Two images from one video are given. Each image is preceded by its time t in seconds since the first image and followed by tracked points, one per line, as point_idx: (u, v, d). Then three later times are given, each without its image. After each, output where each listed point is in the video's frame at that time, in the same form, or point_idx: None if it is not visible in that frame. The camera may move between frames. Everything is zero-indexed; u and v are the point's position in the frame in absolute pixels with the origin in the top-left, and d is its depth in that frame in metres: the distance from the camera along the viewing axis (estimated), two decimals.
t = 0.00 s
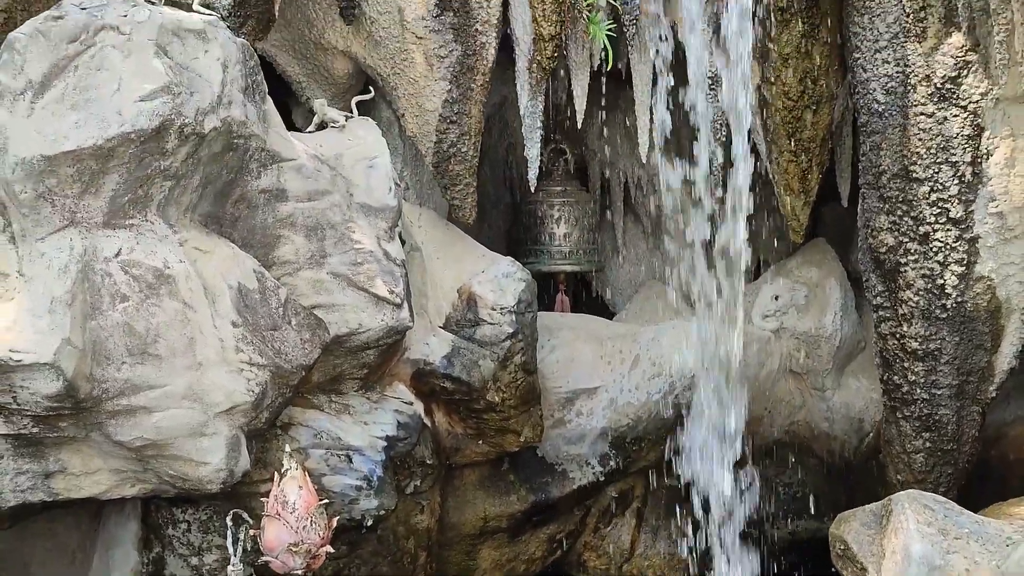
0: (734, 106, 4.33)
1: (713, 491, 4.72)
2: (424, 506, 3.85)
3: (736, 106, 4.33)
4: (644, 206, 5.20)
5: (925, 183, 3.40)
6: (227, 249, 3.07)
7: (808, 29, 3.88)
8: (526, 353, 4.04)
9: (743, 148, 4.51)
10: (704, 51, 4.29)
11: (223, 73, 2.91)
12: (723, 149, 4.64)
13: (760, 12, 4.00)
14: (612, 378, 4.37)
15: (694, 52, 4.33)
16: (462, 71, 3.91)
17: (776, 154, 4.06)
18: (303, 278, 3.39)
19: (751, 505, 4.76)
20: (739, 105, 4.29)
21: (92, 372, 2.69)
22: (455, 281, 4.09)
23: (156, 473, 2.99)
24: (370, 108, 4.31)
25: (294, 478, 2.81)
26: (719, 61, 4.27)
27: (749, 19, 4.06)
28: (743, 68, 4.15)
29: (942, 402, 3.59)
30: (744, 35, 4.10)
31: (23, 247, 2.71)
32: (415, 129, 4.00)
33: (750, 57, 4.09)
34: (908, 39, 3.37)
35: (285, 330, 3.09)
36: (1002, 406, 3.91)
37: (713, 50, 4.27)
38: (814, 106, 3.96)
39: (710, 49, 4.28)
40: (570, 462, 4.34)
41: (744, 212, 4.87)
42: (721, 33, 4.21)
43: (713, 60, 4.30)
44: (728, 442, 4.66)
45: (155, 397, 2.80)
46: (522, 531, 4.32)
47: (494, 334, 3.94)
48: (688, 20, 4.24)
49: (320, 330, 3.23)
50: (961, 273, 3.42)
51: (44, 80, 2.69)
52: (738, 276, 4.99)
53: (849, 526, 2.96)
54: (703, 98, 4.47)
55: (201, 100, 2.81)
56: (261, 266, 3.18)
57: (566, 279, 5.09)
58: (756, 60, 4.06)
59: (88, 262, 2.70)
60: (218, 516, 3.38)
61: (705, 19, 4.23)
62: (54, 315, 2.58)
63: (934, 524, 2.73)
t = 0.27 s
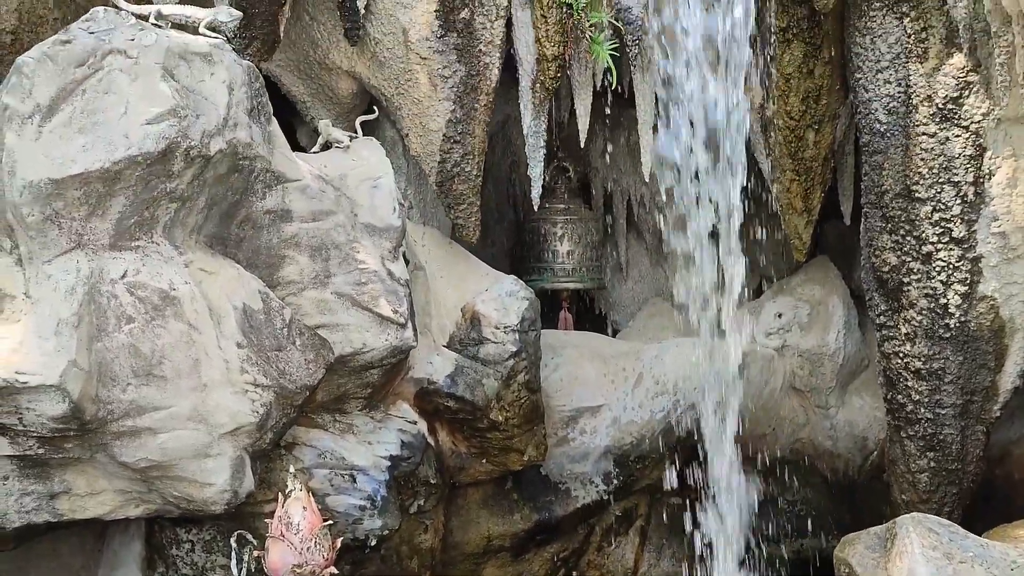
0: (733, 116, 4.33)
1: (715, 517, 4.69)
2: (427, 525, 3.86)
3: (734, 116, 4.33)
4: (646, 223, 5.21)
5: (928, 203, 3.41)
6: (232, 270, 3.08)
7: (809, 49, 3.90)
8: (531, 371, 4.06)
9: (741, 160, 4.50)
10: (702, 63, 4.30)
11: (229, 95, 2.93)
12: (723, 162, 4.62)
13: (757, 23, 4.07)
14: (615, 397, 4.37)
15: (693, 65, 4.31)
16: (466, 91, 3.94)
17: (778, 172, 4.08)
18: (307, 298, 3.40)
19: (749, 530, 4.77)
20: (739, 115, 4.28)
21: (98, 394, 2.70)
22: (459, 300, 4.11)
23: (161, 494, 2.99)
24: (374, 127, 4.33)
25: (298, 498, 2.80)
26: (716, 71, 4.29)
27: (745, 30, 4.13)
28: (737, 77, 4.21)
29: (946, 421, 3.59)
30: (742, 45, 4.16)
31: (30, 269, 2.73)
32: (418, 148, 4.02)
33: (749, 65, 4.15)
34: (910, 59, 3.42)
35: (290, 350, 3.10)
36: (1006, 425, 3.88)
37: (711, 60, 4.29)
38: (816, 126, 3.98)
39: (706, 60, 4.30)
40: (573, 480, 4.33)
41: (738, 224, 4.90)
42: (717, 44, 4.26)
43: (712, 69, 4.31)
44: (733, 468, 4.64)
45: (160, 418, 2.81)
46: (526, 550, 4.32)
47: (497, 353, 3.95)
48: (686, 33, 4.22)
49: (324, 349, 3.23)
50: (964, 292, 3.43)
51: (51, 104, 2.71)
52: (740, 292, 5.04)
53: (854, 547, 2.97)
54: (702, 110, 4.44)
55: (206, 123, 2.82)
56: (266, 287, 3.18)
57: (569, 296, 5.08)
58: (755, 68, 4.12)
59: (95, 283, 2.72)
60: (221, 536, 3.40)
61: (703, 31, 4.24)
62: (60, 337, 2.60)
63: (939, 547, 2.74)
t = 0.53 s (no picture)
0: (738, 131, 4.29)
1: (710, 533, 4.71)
2: (427, 542, 3.87)
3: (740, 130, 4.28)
4: (646, 238, 5.21)
5: (927, 219, 3.42)
6: (232, 288, 3.08)
7: (807, 66, 3.90)
8: (531, 388, 4.06)
9: (742, 177, 4.50)
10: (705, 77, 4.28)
11: (230, 114, 2.94)
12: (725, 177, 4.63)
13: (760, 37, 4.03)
14: (615, 413, 4.37)
15: (695, 81, 4.31)
16: (466, 108, 3.95)
17: (778, 188, 4.09)
18: (308, 316, 3.40)
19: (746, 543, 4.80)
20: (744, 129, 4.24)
21: (97, 413, 2.70)
22: (459, 316, 4.11)
23: (161, 513, 2.97)
24: (374, 144, 4.35)
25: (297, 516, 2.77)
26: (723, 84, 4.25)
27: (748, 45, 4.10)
28: (742, 89, 4.17)
29: (947, 437, 3.58)
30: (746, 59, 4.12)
31: (30, 289, 2.75)
32: (418, 165, 4.04)
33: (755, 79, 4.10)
34: (908, 75, 3.44)
35: (290, 368, 3.09)
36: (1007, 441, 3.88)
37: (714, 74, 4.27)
38: (815, 142, 3.98)
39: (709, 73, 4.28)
40: (574, 496, 4.31)
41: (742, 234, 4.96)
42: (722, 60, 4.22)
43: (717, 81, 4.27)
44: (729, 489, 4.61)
45: (160, 437, 2.80)
46: (527, 567, 4.31)
47: (497, 369, 3.95)
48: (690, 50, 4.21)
49: (324, 367, 3.22)
50: (964, 308, 3.43)
51: (52, 125, 2.72)
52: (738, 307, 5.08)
53: (856, 566, 2.97)
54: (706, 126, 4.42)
55: (207, 141, 2.84)
56: (266, 305, 3.18)
57: (569, 311, 5.09)
58: (755, 84, 4.09)
59: (95, 303, 2.72)
60: (221, 554, 3.40)
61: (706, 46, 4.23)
62: (60, 356, 2.61)
63: (940, 567, 2.73)
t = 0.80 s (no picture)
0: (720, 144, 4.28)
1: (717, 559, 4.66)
2: (428, 557, 3.85)
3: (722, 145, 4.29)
4: (646, 250, 5.21)
5: (926, 233, 3.44)
6: (231, 304, 3.07)
7: (805, 80, 3.89)
8: (531, 402, 4.06)
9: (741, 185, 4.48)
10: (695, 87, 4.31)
11: (230, 130, 2.95)
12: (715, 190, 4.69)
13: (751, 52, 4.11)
14: (616, 427, 4.36)
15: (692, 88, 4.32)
16: (465, 123, 3.96)
17: (777, 202, 4.09)
18: (307, 331, 3.40)
19: (761, 570, 4.70)
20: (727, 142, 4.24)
21: (96, 430, 2.70)
22: (459, 330, 4.11)
23: (159, 530, 2.96)
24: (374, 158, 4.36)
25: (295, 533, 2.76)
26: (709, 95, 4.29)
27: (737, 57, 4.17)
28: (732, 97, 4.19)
29: (948, 451, 3.58)
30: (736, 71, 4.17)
31: (29, 305, 2.76)
32: (418, 180, 4.04)
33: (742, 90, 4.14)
34: (905, 89, 3.47)
35: (289, 384, 3.08)
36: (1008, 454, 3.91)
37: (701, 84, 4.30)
38: (813, 155, 3.98)
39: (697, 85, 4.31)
40: (574, 510, 4.29)
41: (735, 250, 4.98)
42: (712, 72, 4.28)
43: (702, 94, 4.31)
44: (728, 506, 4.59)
45: (158, 454, 2.80)
46: None
47: (497, 383, 3.95)
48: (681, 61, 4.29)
49: (323, 382, 3.22)
50: (964, 321, 3.42)
51: (52, 142, 2.73)
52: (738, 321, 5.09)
53: None
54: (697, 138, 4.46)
55: (206, 158, 2.84)
56: (265, 320, 3.18)
57: (569, 324, 5.09)
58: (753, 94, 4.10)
59: (94, 319, 2.73)
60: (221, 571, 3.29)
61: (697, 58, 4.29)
62: (58, 373, 2.61)
63: None
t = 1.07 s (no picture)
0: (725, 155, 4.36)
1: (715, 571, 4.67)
2: (427, 569, 3.85)
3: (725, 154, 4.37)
4: (646, 261, 5.22)
5: (924, 243, 3.45)
6: (230, 317, 3.07)
7: (803, 91, 3.88)
8: (530, 414, 4.05)
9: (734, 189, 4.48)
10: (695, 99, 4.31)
11: (229, 143, 2.96)
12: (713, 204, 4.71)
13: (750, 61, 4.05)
14: (616, 438, 4.34)
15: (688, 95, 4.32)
16: (464, 135, 3.97)
17: (775, 212, 4.11)
18: (307, 343, 3.40)
19: None
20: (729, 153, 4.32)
21: (95, 443, 2.70)
22: (458, 342, 4.11)
23: (158, 543, 2.94)
24: (373, 170, 4.37)
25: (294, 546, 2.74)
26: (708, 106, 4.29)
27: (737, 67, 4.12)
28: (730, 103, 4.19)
29: (948, 461, 3.57)
30: (736, 83, 4.14)
31: (28, 318, 2.76)
32: (418, 193, 4.05)
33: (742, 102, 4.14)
34: (903, 100, 3.49)
35: (288, 397, 3.08)
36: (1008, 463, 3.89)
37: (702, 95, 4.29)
38: (811, 166, 3.99)
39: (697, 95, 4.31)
40: (575, 522, 4.28)
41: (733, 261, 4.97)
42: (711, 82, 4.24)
43: (703, 103, 4.31)
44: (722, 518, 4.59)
45: (157, 467, 2.79)
46: None
47: (497, 396, 3.94)
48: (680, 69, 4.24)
49: (321, 394, 3.23)
50: (963, 331, 3.43)
51: (51, 155, 2.74)
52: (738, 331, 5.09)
53: None
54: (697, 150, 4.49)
55: (204, 171, 2.85)
56: (264, 332, 3.18)
57: (569, 335, 5.09)
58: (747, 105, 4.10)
59: (93, 332, 2.73)
60: None
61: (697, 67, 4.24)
62: (57, 386, 2.61)
63: None
